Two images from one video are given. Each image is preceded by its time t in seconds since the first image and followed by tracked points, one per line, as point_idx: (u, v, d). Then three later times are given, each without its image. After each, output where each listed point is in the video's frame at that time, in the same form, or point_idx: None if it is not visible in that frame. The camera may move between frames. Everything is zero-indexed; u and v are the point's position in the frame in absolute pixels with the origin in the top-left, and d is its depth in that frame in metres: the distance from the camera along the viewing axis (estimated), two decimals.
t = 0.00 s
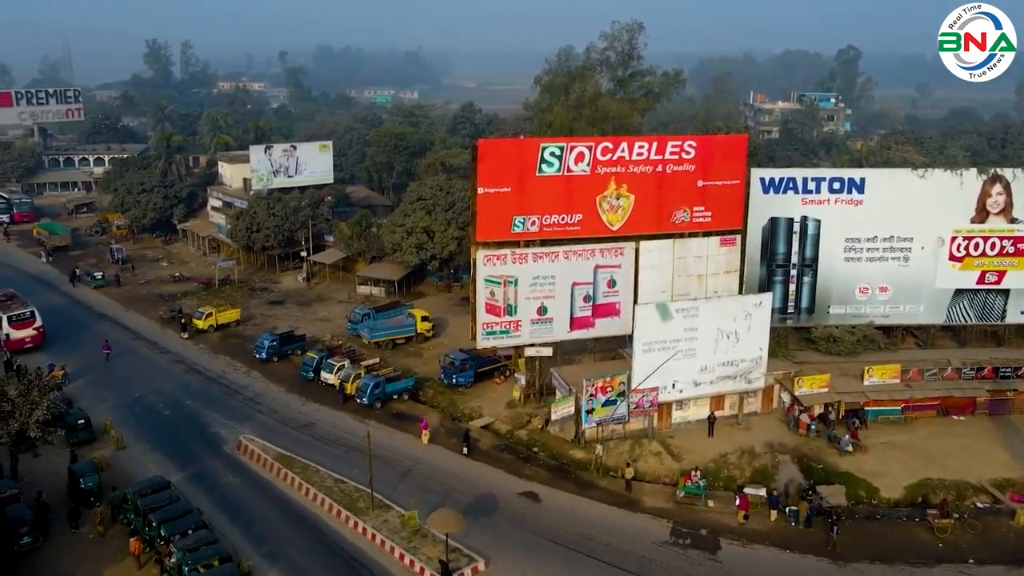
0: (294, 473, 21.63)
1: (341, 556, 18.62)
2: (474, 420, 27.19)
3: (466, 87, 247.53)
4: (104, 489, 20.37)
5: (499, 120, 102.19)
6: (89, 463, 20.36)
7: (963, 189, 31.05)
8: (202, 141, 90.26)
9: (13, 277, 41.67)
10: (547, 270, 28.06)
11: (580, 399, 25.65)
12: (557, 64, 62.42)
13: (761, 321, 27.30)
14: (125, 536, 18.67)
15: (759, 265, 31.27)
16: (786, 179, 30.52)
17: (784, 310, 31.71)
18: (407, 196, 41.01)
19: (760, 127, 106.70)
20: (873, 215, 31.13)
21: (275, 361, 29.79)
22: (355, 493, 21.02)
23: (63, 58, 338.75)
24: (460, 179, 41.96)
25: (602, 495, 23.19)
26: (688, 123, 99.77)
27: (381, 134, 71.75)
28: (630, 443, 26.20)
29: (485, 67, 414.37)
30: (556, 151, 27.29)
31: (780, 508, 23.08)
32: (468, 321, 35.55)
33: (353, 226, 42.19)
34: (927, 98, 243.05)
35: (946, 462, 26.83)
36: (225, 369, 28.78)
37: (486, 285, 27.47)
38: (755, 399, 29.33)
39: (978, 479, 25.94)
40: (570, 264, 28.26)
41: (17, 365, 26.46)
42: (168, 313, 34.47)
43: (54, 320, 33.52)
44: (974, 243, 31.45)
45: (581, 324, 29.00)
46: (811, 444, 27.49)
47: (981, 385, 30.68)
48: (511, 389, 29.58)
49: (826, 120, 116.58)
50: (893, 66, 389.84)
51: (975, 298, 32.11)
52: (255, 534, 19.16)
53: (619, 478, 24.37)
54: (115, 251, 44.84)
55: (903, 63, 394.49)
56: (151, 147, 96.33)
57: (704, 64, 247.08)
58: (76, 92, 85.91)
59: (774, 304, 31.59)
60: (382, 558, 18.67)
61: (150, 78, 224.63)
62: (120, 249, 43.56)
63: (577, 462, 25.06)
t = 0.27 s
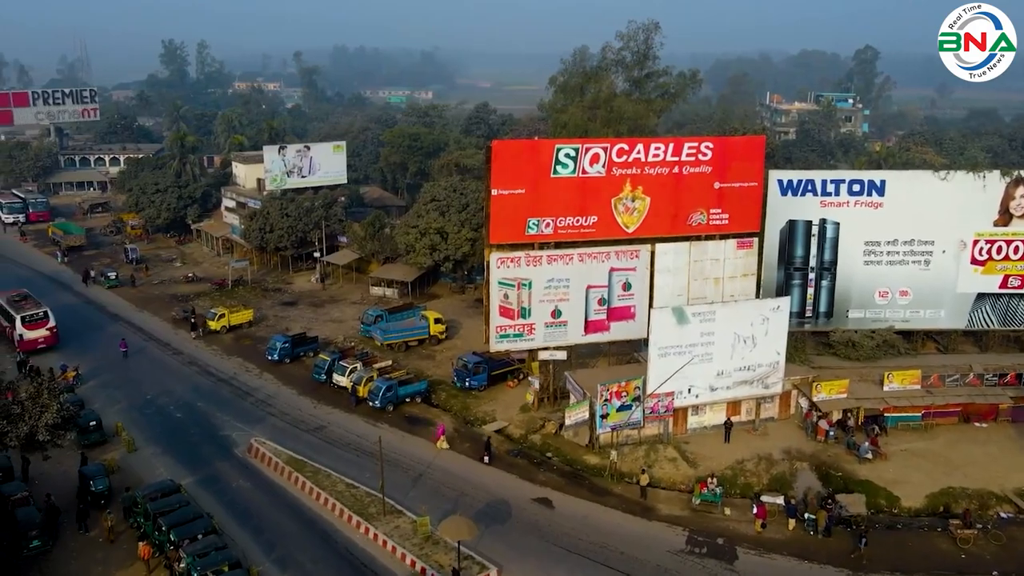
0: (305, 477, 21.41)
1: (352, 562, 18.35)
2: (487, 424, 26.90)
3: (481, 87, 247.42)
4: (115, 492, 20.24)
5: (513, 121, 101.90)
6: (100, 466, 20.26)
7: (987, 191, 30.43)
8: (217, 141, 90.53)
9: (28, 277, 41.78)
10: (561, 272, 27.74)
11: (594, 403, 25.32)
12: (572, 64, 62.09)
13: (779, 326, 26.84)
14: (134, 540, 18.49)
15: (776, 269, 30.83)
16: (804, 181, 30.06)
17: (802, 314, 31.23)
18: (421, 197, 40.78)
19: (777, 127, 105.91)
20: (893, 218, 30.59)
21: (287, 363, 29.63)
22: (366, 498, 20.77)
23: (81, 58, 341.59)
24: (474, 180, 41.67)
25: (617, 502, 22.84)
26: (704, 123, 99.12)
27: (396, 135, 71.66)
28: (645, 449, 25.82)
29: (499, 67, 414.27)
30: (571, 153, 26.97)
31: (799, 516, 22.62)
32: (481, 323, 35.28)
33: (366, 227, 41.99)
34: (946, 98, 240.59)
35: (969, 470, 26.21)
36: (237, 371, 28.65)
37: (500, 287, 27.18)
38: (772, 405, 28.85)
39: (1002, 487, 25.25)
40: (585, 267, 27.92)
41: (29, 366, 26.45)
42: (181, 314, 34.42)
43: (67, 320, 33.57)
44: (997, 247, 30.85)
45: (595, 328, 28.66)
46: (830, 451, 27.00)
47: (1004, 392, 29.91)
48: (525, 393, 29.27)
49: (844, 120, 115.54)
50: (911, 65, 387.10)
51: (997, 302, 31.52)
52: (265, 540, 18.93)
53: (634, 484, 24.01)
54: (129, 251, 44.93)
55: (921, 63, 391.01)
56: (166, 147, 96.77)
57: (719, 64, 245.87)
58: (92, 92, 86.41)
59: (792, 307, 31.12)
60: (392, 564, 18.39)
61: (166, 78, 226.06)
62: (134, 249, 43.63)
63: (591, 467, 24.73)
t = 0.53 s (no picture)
0: (316, 481, 21.21)
1: (363, 569, 18.08)
2: (500, 428, 26.62)
3: (495, 87, 247.14)
4: (125, 495, 20.12)
5: (527, 121, 101.53)
6: (110, 468, 20.15)
7: (1010, 194, 29.82)
8: (232, 141, 90.73)
9: (42, 277, 41.89)
10: (576, 275, 27.41)
11: (609, 408, 25.00)
12: (587, 64, 61.68)
13: (798, 330, 26.39)
14: (144, 544, 18.32)
15: (794, 272, 30.32)
16: (823, 184, 29.58)
17: (820, 318, 30.74)
18: (435, 198, 40.53)
19: (794, 128, 104.98)
20: (914, 221, 30.04)
21: (299, 365, 29.46)
22: (378, 504, 20.53)
23: (99, 58, 344.21)
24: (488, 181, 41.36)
25: (632, 509, 22.49)
26: (720, 124, 98.39)
27: (410, 136, 71.50)
28: (660, 455, 25.44)
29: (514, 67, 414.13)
30: (586, 154, 26.64)
31: (818, 525, 22.18)
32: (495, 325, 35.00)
33: (379, 228, 41.77)
34: (966, 99, 237.83)
35: (992, 479, 25.61)
36: (249, 373, 28.52)
37: (514, 290, 26.88)
38: (790, 410, 28.39)
39: None
40: (600, 270, 27.57)
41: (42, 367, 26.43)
42: (194, 315, 34.35)
43: (80, 320, 33.59)
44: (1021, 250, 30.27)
45: (610, 331, 28.31)
46: (849, 458, 26.52)
47: None
48: (538, 396, 28.96)
49: (862, 121, 114.38)
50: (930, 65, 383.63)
51: (1021, 307, 30.90)
52: (276, 546, 18.69)
53: (649, 491, 23.65)
54: (143, 252, 44.98)
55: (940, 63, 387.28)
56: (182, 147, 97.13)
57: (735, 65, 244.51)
58: (108, 92, 86.84)
59: (810, 312, 30.62)
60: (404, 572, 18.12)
61: (182, 78, 227.34)
62: (148, 250, 43.67)
63: (606, 473, 24.39)
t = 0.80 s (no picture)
0: (328, 486, 21.01)
1: None
2: (513, 432, 26.32)
3: (510, 87, 246.87)
4: (135, 498, 20.00)
5: (542, 121, 101.22)
6: (121, 471, 20.04)
7: None
8: (246, 141, 90.97)
9: (57, 277, 42.01)
10: (590, 278, 27.08)
11: (624, 413, 24.65)
12: (603, 64, 61.30)
13: (816, 335, 25.94)
14: (154, 548, 18.16)
15: (813, 276, 29.84)
16: (842, 186, 29.09)
17: (839, 323, 30.23)
18: (448, 199, 40.30)
19: (811, 129, 104.04)
20: (936, 224, 29.49)
21: (311, 366, 29.29)
22: (389, 510, 20.27)
23: (116, 58, 346.73)
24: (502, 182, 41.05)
25: (647, 516, 22.12)
26: (736, 125, 97.67)
27: (424, 136, 71.37)
28: (676, 461, 25.06)
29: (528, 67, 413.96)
30: (602, 155, 26.29)
31: (837, 535, 21.72)
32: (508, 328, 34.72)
33: (393, 229, 41.52)
34: (985, 100, 235.35)
35: (1016, 488, 24.82)
36: (261, 374, 28.37)
37: (528, 293, 26.57)
38: (808, 416, 27.92)
39: None
40: (615, 272, 27.22)
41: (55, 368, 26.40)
42: (207, 315, 34.29)
43: (94, 321, 33.61)
44: None
45: (625, 335, 27.96)
46: (868, 465, 26.01)
47: None
48: (552, 400, 28.65)
49: (881, 122, 113.28)
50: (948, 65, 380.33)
51: None
52: (286, 551, 18.48)
53: (664, 498, 23.27)
54: (157, 252, 45.06)
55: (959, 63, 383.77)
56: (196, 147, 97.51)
57: (751, 65, 243.30)
58: (123, 92, 87.30)
59: (828, 316, 30.12)
60: None
61: (198, 78, 228.58)
62: (162, 250, 43.72)
63: (620, 479, 24.04)
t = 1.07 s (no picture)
0: (339, 490, 20.79)
1: None
2: (527, 437, 26.00)
3: (524, 87, 246.52)
4: (146, 502, 19.86)
5: (556, 121, 100.87)
6: (132, 474, 19.89)
7: None
8: (261, 141, 91.17)
9: (72, 276, 42.10)
10: (605, 281, 26.74)
11: (639, 419, 24.29)
12: (618, 64, 60.90)
13: (835, 340, 25.49)
14: (164, 553, 17.98)
15: (832, 279, 29.34)
16: (862, 188, 28.60)
17: (858, 327, 29.71)
18: (462, 201, 40.06)
19: (829, 130, 103.10)
20: (958, 228, 28.94)
21: (324, 369, 29.12)
22: (400, 516, 20.03)
23: (134, 59, 349.26)
24: (516, 183, 40.76)
25: (662, 524, 21.76)
26: (753, 126, 96.94)
27: (438, 136, 71.22)
28: (692, 468, 24.68)
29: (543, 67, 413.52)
30: (617, 157, 25.94)
31: (857, 545, 21.29)
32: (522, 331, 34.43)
33: (406, 230, 41.32)
34: (1005, 100, 232.76)
35: None
36: (273, 376, 28.22)
37: (542, 296, 26.26)
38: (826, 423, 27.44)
39: None
40: (630, 276, 26.86)
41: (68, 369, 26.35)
42: (220, 316, 34.23)
43: (107, 321, 33.61)
44: None
45: (641, 339, 27.59)
46: (888, 473, 25.49)
47: None
48: (566, 405, 28.33)
49: (900, 124, 112.13)
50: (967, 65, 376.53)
51: None
52: (296, 556, 18.25)
53: (680, 505, 22.89)
54: (171, 252, 45.12)
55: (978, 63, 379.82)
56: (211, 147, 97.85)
57: (767, 65, 241.82)
58: (139, 92, 87.74)
59: (847, 320, 29.60)
60: None
61: (214, 78, 229.76)
62: (176, 250, 43.74)
63: (635, 486, 23.68)
